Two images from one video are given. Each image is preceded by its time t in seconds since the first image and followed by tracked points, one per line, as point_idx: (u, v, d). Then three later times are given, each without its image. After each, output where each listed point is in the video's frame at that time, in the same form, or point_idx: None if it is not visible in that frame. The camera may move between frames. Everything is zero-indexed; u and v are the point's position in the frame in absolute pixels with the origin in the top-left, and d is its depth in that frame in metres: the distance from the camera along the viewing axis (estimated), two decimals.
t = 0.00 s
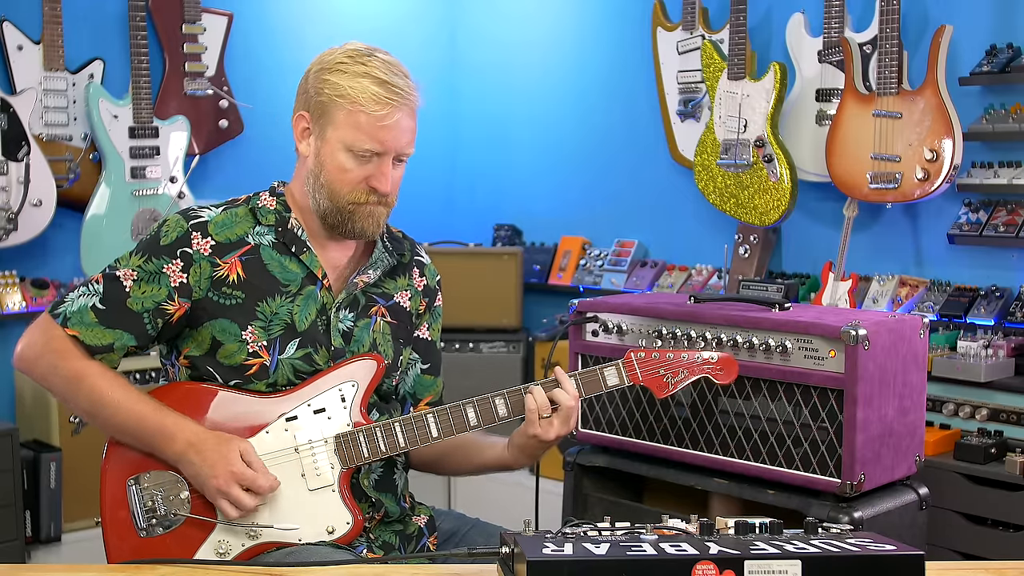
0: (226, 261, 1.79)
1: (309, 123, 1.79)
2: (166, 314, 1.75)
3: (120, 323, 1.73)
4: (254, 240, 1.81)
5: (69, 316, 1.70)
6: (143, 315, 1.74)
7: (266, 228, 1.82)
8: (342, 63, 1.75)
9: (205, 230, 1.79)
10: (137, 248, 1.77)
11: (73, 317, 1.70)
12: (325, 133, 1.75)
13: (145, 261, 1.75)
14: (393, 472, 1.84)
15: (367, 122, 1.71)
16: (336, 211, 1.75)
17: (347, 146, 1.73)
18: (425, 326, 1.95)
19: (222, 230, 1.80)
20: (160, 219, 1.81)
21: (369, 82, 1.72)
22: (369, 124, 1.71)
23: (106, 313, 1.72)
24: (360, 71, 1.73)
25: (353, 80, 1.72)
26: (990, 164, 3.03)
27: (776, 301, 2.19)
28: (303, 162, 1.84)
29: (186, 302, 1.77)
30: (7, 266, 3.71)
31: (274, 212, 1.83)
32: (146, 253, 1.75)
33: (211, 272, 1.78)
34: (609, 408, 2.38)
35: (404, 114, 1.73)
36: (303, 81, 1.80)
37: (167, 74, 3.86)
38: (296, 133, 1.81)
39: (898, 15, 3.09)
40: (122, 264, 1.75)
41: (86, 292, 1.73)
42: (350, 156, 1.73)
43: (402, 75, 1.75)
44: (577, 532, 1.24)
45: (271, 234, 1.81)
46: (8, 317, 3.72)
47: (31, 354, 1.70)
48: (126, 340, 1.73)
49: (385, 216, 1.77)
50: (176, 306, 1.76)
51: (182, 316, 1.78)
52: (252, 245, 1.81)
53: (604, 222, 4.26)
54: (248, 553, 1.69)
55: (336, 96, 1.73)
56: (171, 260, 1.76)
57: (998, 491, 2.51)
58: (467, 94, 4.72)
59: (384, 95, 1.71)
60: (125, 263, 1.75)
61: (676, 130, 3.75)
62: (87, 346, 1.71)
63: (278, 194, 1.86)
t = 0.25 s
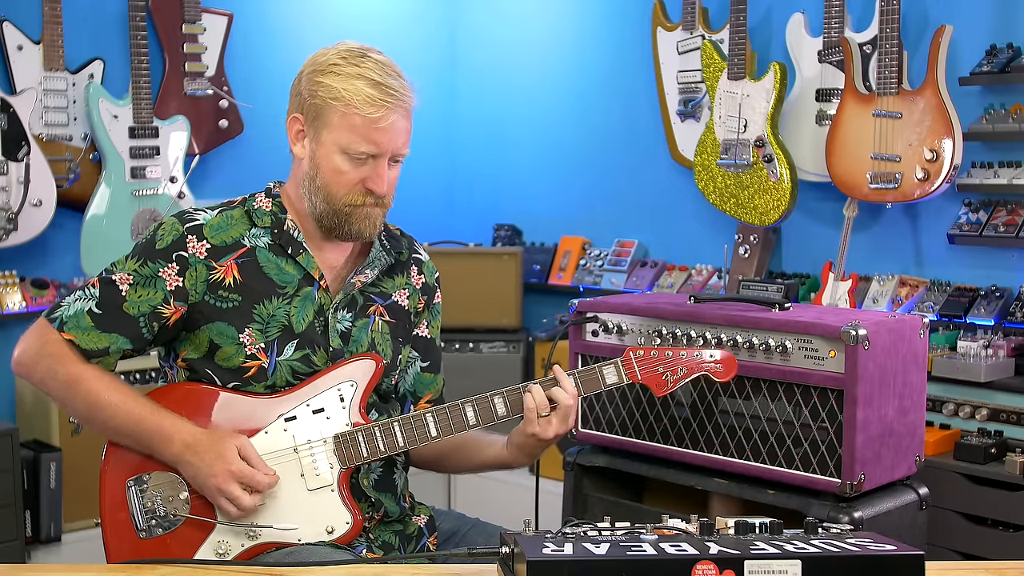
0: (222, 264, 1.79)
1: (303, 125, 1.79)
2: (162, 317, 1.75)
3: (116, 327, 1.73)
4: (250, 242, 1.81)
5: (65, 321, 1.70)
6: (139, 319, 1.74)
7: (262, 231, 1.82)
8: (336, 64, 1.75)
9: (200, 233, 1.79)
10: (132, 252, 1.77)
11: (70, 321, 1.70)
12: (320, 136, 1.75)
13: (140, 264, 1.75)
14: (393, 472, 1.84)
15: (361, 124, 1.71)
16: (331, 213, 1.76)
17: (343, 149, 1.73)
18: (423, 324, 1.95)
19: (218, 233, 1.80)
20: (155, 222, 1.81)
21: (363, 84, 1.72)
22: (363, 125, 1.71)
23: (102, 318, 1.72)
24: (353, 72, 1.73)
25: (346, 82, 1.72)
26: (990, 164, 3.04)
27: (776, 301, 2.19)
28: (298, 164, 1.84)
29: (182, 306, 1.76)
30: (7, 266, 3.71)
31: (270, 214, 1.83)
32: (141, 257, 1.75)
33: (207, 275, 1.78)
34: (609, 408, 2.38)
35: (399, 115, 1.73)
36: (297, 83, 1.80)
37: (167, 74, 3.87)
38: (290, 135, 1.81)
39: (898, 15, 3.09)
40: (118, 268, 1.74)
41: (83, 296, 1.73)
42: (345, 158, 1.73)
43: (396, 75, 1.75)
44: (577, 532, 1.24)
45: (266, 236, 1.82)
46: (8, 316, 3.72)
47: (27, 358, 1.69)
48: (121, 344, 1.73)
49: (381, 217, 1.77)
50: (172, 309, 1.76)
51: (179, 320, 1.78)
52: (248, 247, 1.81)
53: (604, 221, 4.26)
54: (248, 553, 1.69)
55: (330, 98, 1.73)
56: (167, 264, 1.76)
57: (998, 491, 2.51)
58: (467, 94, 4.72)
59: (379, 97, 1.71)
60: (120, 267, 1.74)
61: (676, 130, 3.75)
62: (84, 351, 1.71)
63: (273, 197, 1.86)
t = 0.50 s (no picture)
0: (220, 266, 1.79)
1: (303, 128, 1.78)
2: (160, 319, 1.76)
3: (115, 328, 1.73)
4: (248, 243, 1.81)
5: (64, 322, 1.70)
6: (137, 320, 1.74)
7: (260, 231, 1.82)
8: (336, 67, 1.74)
9: (198, 235, 1.79)
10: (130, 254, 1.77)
11: (68, 323, 1.70)
12: (322, 139, 1.75)
13: (138, 266, 1.74)
14: (392, 472, 1.84)
15: (365, 126, 1.71)
16: (335, 215, 1.76)
17: (347, 151, 1.73)
18: (423, 323, 1.95)
19: (215, 235, 1.80)
20: (154, 224, 1.81)
21: (365, 86, 1.71)
22: (368, 127, 1.71)
23: (100, 319, 1.72)
24: (354, 74, 1.73)
25: (349, 84, 1.72)
26: (989, 164, 3.04)
27: (776, 301, 2.19)
28: (299, 167, 1.82)
29: (180, 307, 1.76)
30: (7, 266, 3.71)
31: (268, 215, 1.83)
32: (139, 259, 1.75)
33: (205, 277, 1.78)
34: (609, 408, 2.38)
35: (401, 119, 1.73)
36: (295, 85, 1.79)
37: (167, 73, 3.87)
38: (290, 138, 1.80)
39: (898, 15, 3.09)
40: (116, 270, 1.74)
41: (81, 298, 1.73)
42: (349, 161, 1.73)
43: (397, 76, 1.74)
44: (577, 532, 1.24)
45: (264, 237, 1.81)
46: (8, 317, 3.72)
47: (28, 360, 1.70)
48: (119, 345, 1.73)
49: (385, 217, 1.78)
50: (170, 311, 1.76)
51: (177, 321, 1.78)
52: (247, 248, 1.80)
53: (604, 222, 4.26)
54: (247, 553, 1.69)
55: (333, 101, 1.72)
56: (165, 266, 1.76)
57: (998, 491, 2.51)
58: (467, 94, 4.72)
59: (382, 98, 1.71)
60: (118, 269, 1.74)
61: (676, 130, 3.75)
62: (81, 352, 1.71)
63: (272, 197, 1.86)
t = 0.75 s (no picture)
0: (222, 266, 1.79)
1: (311, 134, 1.78)
2: (162, 319, 1.76)
3: (116, 328, 1.73)
4: (250, 244, 1.81)
5: (65, 322, 1.70)
6: (139, 321, 1.74)
7: (263, 231, 1.82)
8: (340, 71, 1.73)
9: (200, 235, 1.79)
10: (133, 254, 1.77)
11: (71, 322, 1.71)
12: (333, 145, 1.75)
13: (141, 267, 1.75)
14: (393, 473, 1.84)
15: (377, 129, 1.72)
16: (349, 218, 1.75)
17: (360, 155, 1.73)
18: (427, 323, 1.95)
19: (217, 235, 1.80)
20: (156, 224, 1.81)
21: (373, 89, 1.71)
22: (378, 130, 1.72)
23: (102, 319, 1.72)
24: (360, 78, 1.72)
25: (356, 89, 1.72)
26: (989, 164, 3.04)
27: (776, 301, 2.19)
28: (308, 173, 1.82)
29: (182, 307, 1.76)
30: (7, 266, 3.71)
31: (270, 215, 1.83)
32: (142, 259, 1.75)
33: (207, 277, 1.78)
34: (609, 408, 2.38)
35: (408, 115, 1.74)
36: (297, 89, 1.79)
37: (167, 73, 3.86)
38: (297, 144, 1.79)
39: (898, 15, 3.09)
40: (118, 270, 1.75)
41: (84, 298, 1.73)
42: (364, 165, 1.74)
43: (402, 75, 1.75)
44: (577, 532, 1.24)
45: (267, 237, 1.81)
46: (8, 317, 3.72)
47: (29, 359, 1.70)
48: (120, 345, 1.73)
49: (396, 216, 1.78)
50: (172, 311, 1.76)
51: (179, 321, 1.78)
52: (249, 248, 1.80)
53: (604, 221, 4.26)
54: (248, 553, 1.69)
55: (343, 107, 1.72)
56: (167, 267, 1.76)
57: (998, 491, 2.51)
58: (467, 94, 4.72)
59: (391, 101, 1.72)
60: (121, 269, 1.74)
61: (676, 130, 3.75)
62: (83, 352, 1.71)
63: (274, 197, 1.86)
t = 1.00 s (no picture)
0: (227, 264, 1.79)
1: (324, 136, 1.78)
2: (165, 315, 1.76)
3: (118, 322, 1.73)
4: (256, 242, 1.81)
5: (71, 314, 1.71)
6: (142, 315, 1.74)
7: (269, 230, 1.82)
8: (357, 75, 1.73)
9: (206, 233, 1.79)
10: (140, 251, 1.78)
11: (76, 315, 1.71)
12: (347, 148, 1.75)
13: (147, 263, 1.75)
14: (395, 473, 1.84)
15: (392, 132, 1.72)
16: (362, 220, 1.75)
17: (374, 158, 1.74)
18: (430, 325, 1.95)
19: (224, 233, 1.80)
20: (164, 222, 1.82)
21: (389, 93, 1.72)
22: (393, 133, 1.72)
23: (108, 313, 1.72)
24: (375, 82, 1.72)
25: (371, 93, 1.72)
26: (989, 164, 3.04)
27: (776, 301, 2.19)
28: (321, 175, 1.81)
29: (186, 305, 1.77)
30: (7, 266, 3.71)
31: (277, 214, 1.83)
32: (148, 255, 1.76)
33: (212, 275, 1.78)
34: (609, 408, 2.38)
35: (424, 119, 1.75)
36: (309, 93, 1.79)
37: (167, 74, 3.86)
38: (311, 147, 1.79)
39: (898, 15, 3.09)
40: (125, 266, 1.75)
41: (90, 292, 1.74)
42: (378, 168, 1.74)
43: (415, 78, 1.75)
44: (577, 532, 1.24)
45: (273, 236, 1.81)
46: (9, 317, 3.72)
47: (35, 349, 1.72)
48: (120, 338, 1.73)
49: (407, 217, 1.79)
50: (175, 308, 1.76)
51: (183, 319, 1.78)
52: (254, 247, 1.81)
53: (604, 221, 4.26)
54: (248, 553, 1.69)
55: (359, 110, 1.72)
56: (172, 263, 1.76)
57: (998, 491, 2.51)
58: (467, 94, 4.72)
59: (406, 104, 1.72)
60: (128, 265, 1.75)
61: (676, 130, 3.75)
62: (85, 342, 1.71)
63: (282, 197, 1.86)
